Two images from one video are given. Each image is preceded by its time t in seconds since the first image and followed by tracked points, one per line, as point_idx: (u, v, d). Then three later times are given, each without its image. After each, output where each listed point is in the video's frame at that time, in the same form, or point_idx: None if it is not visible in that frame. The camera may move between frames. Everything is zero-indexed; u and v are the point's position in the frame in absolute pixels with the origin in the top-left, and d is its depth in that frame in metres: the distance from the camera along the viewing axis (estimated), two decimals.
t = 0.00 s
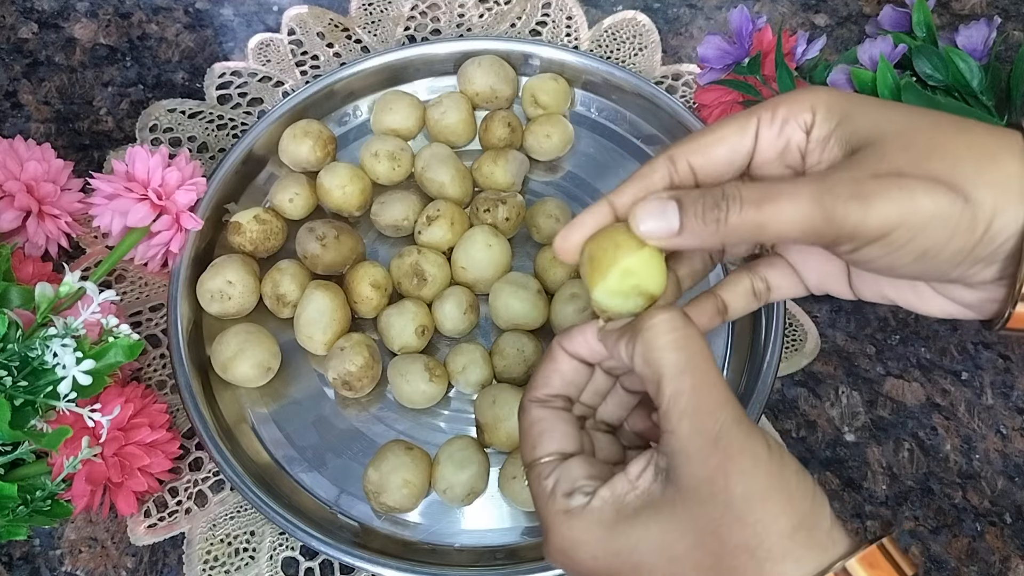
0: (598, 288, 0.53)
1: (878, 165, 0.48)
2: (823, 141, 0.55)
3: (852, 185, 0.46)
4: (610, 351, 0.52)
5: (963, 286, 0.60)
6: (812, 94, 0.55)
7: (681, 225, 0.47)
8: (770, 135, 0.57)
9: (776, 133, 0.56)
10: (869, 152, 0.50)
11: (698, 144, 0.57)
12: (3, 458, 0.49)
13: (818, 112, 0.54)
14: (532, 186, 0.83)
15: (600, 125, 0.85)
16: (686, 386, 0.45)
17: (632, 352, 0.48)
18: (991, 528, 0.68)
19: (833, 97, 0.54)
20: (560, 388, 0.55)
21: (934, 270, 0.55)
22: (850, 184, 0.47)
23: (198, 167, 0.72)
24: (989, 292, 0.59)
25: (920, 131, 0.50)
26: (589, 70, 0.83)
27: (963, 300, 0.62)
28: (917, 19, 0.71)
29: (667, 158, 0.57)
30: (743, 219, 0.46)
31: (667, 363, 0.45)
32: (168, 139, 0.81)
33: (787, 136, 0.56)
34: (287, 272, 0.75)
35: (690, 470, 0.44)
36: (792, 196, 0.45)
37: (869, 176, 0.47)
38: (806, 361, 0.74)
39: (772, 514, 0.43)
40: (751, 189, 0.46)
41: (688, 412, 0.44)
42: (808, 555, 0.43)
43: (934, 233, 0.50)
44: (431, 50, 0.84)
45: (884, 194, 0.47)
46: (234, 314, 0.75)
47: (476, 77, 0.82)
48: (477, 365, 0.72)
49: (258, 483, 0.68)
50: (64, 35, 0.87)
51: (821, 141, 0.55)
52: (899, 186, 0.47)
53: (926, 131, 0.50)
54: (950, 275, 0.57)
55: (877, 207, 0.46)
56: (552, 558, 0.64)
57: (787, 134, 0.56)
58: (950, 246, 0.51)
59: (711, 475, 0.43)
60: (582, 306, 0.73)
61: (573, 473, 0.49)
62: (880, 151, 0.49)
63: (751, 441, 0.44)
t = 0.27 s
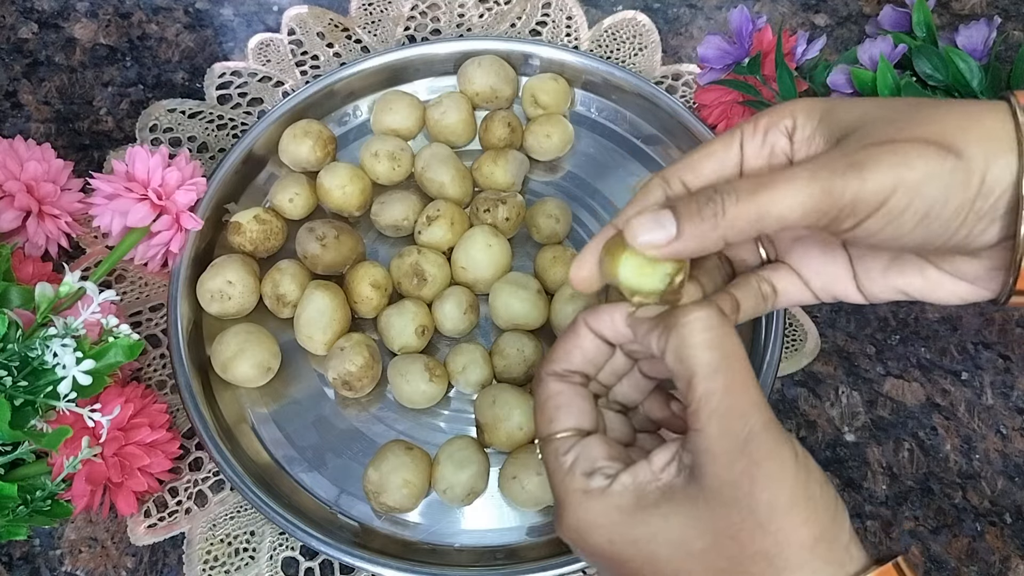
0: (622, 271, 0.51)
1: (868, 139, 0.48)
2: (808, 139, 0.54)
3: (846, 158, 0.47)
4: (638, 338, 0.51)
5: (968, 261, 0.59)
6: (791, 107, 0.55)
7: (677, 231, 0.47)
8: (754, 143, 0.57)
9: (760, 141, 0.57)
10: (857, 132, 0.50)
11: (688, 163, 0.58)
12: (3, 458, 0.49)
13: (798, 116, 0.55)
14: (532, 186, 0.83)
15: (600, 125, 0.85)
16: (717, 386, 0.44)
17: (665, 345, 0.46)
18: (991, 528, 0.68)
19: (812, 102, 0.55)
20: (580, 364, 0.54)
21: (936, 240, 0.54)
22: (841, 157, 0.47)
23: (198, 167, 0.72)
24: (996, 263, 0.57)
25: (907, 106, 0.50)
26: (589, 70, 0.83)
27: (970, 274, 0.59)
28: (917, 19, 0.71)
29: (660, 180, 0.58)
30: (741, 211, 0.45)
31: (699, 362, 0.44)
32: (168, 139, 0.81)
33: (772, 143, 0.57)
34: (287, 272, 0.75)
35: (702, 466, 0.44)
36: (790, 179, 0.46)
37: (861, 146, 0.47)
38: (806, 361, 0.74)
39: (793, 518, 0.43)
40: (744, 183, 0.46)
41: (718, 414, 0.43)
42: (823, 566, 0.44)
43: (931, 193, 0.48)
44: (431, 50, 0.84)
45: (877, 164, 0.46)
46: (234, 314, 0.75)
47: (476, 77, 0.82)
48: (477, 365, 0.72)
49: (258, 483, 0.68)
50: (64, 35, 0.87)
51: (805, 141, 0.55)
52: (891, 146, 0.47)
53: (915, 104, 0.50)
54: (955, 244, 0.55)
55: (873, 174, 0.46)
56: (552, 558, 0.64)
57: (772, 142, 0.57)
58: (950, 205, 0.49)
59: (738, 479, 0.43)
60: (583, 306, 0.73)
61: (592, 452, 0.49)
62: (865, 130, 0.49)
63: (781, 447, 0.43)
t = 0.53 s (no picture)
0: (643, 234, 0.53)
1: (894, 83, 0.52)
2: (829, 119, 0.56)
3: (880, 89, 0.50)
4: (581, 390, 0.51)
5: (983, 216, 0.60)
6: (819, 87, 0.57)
7: (718, 158, 0.49)
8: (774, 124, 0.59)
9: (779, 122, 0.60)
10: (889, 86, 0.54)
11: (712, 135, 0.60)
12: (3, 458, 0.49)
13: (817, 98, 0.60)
14: (532, 186, 0.83)
15: (600, 125, 0.85)
16: (658, 414, 0.45)
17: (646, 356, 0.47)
18: (990, 528, 0.68)
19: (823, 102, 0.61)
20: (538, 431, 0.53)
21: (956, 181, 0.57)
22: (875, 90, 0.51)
23: (198, 167, 0.72)
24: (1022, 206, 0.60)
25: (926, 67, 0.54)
26: (589, 70, 0.83)
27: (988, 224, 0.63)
28: (917, 19, 0.71)
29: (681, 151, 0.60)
30: (780, 133, 0.49)
31: (638, 393, 0.46)
32: (168, 139, 0.81)
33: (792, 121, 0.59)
34: (287, 272, 0.75)
35: (684, 474, 0.44)
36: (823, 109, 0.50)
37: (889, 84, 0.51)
38: (807, 361, 0.75)
39: (759, 521, 0.42)
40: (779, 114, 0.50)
41: (666, 437, 0.44)
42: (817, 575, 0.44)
43: (964, 114, 0.52)
44: (431, 50, 0.84)
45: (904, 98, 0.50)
46: (234, 314, 0.75)
47: (476, 76, 0.82)
48: (477, 365, 0.72)
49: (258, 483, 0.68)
50: (64, 35, 0.87)
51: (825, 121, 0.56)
52: (924, 75, 0.52)
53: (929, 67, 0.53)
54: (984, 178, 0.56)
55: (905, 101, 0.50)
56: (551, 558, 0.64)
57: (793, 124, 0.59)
58: (985, 127, 0.52)
59: (698, 496, 0.43)
60: (582, 306, 0.73)
61: (567, 505, 0.48)
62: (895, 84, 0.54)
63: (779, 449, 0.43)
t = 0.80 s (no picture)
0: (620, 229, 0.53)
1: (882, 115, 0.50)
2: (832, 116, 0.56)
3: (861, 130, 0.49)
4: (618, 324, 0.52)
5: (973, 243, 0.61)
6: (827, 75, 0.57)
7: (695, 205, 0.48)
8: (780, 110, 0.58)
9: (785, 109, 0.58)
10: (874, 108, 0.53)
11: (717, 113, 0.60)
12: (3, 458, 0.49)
13: (827, 91, 0.57)
14: (532, 186, 0.83)
15: (600, 125, 0.85)
16: (692, 365, 0.46)
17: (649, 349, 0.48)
18: (991, 528, 0.68)
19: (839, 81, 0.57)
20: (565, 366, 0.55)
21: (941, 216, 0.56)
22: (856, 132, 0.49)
23: (198, 167, 0.72)
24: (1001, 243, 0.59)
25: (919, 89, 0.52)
26: (589, 70, 0.83)
27: (974, 260, 0.61)
28: (917, 20, 0.71)
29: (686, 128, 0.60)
30: (758, 183, 0.47)
31: (672, 345, 0.47)
32: (168, 139, 0.81)
33: (796, 114, 0.58)
34: (287, 272, 0.75)
35: (701, 458, 0.44)
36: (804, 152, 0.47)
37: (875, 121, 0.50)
38: (806, 361, 0.75)
39: (789, 482, 0.43)
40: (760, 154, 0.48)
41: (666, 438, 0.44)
42: None
43: (941, 166, 0.51)
44: (431, 50, 0.84)
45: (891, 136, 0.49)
46: (234, 314, 0.75)
47: (476, 77, 0.82)
48: (476, 365, 0.72)
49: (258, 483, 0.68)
50: (64, 35, 0.87)
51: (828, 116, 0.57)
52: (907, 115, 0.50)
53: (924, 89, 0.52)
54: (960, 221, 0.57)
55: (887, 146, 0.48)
56: (551, 558, 0.64)
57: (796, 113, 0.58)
58: (959, 178, 0.52)
59: (728, 448, 0.43)
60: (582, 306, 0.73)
61: (596, 457, 0.49)
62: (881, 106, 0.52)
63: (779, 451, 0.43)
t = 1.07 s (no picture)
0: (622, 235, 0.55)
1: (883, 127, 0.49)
2: (833, 111, 0.56)
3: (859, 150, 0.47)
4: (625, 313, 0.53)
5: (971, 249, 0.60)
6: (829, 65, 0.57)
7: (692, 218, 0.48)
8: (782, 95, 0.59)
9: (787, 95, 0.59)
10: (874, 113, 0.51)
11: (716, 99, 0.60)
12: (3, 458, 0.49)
13: (829, 90, 0.56)
14: (532, 186, 0.83)
15: (600, 125, 0.85)
16: (697, 376, 0.45)
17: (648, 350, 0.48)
18: (991, 528, 0.68)
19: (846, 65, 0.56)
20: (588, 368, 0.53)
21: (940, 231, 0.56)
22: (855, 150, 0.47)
23: (198, 167, 0.72)
24: (999, 253, 0.59)
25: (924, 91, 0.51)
26: (589, 70, 0.83)
27: (970, 264, 0.62)
28: (917, 19, 0.71)
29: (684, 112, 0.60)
30: (757, 201, 0.46)
31: (679, 353, 0.46)
32: (168, 139, 0.81)
33: (798, 101, 0.59)
34: (287, 272, 0.75)
35: (704, 454, 0.44)
36: (802, 169, 0.46)
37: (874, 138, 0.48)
38: (806, 360, 0.75)
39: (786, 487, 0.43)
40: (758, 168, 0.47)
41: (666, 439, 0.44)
42: None
43: (941, 184, 0.50)
44: (431, 49, 0.84)
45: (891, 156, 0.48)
46: (234, 314, 0.75)
47: (476, 77, 0.82)
48: (476, 365, 0.72)
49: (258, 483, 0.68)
50: (64, 35, 0.87)
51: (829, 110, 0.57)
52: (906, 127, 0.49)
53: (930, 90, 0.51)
54: (956, 236, 0.57)
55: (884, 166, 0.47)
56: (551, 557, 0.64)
57: (798, 100, 0.59)
58: (959, 199, 0.51)
59: (732, 460, 0.43)
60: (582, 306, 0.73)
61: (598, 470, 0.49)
62: (883, 113, 0.50)
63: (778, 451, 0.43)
